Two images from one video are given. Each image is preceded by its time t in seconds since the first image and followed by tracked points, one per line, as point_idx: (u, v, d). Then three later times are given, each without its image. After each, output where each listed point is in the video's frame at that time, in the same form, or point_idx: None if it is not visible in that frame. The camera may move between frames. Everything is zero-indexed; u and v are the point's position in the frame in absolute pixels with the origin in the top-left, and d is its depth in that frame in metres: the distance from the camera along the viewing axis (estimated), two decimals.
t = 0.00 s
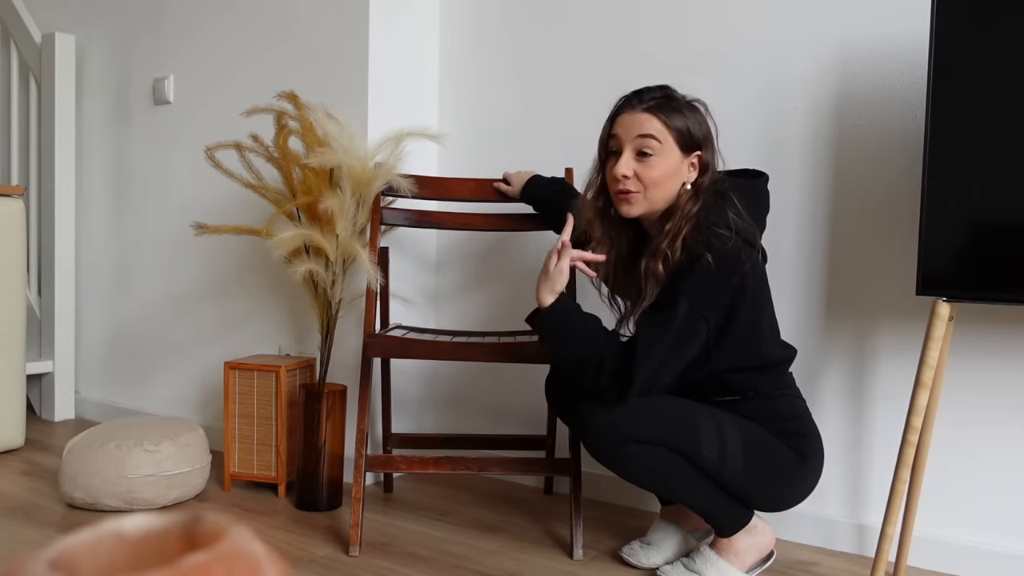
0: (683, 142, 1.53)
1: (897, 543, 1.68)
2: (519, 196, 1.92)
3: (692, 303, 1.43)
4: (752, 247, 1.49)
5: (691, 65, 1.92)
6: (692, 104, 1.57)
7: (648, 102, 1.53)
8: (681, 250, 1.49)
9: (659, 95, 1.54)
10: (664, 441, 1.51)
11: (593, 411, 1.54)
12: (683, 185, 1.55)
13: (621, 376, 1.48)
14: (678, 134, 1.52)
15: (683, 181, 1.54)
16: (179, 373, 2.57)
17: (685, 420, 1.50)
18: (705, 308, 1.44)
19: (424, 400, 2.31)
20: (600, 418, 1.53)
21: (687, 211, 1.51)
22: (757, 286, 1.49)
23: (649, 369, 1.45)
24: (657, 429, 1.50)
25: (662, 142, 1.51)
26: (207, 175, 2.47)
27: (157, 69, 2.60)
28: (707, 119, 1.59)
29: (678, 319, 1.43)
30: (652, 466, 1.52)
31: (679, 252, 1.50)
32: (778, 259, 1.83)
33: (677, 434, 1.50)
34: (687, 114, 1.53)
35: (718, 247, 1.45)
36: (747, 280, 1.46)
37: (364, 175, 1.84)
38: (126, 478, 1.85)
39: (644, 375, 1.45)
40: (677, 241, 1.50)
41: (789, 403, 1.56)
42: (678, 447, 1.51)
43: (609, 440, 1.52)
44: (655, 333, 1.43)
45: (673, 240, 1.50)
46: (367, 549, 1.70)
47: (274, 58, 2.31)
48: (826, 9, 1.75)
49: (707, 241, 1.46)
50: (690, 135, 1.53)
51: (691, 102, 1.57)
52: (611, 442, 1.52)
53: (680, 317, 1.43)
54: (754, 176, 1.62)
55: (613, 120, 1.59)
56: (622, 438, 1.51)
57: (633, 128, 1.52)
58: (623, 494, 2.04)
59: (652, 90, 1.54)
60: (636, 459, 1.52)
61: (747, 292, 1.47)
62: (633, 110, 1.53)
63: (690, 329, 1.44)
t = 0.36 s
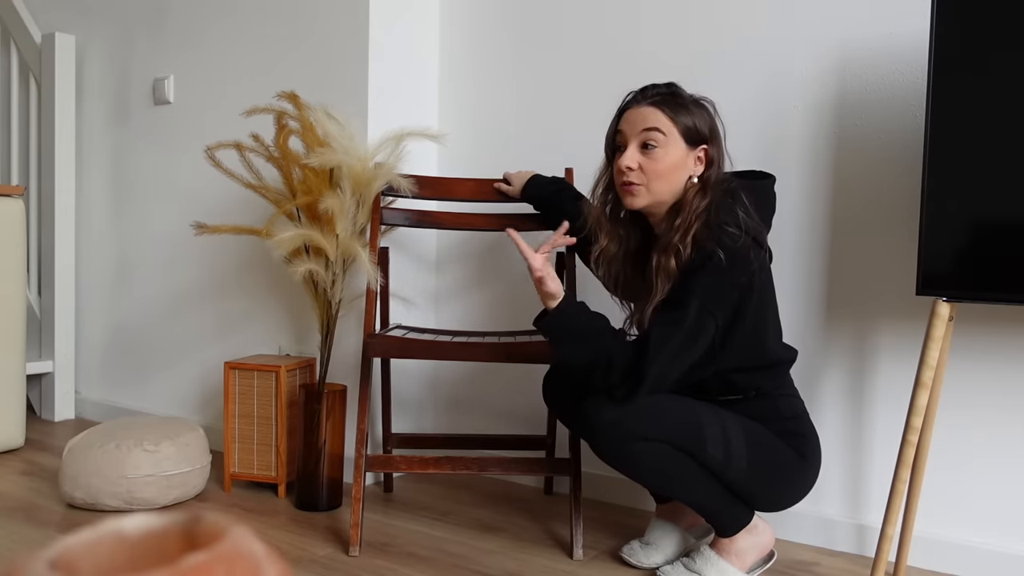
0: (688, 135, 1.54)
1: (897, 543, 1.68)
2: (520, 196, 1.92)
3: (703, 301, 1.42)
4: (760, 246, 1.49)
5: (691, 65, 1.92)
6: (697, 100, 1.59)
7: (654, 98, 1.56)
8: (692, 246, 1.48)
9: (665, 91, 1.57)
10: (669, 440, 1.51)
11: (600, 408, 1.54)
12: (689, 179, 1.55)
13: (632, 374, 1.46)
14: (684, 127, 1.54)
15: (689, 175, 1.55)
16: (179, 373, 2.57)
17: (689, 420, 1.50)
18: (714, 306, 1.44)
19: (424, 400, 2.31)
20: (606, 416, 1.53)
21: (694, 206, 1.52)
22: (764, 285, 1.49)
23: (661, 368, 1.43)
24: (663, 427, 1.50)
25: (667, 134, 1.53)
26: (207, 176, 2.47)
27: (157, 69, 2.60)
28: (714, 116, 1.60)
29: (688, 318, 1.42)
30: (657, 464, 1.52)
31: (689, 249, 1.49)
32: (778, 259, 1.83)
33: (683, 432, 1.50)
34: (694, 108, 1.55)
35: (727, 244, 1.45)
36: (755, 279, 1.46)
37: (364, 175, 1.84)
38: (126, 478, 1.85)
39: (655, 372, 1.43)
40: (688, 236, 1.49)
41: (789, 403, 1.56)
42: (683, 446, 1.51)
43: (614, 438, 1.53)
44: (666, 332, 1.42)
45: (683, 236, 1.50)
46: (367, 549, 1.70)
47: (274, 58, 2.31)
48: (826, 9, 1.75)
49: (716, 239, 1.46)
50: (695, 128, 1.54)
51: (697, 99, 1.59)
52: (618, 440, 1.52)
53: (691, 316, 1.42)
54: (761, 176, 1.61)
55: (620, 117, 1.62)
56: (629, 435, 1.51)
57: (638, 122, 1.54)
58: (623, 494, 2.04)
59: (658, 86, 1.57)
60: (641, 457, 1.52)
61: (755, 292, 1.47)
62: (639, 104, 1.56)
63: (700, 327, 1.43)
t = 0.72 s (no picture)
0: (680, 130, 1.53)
1: (897, 543, 1.68)
2: (520, 196, 1.92)
3: (709, 300, 1.43)
4: (767, 248, 1.49)
5: (691, 65, 1.92)
6: (695, 93, 1.57)
7: (646, 96, 1.56)
8: (700, 247, 1.48)
9: (654, 91, 1.56)
10: (674, 440, 1.51)
11: (603, 407, 1.54)
12: (687, 174, 1.55)
13: (636, 374, 1.45)
14: (673, 122, 1.52)
15: (687, 170, 1.54)
16: (179, 373, 2.58)
17: (693, 421, 1.50)
18: (721, 305, 1.44)
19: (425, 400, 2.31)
20: (611, 416, 1.53)
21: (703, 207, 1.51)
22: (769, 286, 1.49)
23: (666, 367, 1.43)
24: (668, 427, 1.50)
25: (657, 134, 1.53)
26: (207, 175, 2.47)
27: (157, 69, 2.60)
28: (718, 105, 1.57)
29: (695, 317, 1.42)
30: (662, 463, 1.52)
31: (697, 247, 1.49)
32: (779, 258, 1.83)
33: (687, 433, 1.50)
34: (687, 103, 1.53)
35: (736, 244, 1.45)
36: (761, 280, 1.45)
37: (364, 175, 1.84)
38: (126, 478, 1.85)
39: (659, 372, 1.43)
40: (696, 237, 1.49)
41: (789, 403, 1.56)
42: (689, 447, 1.51)
43: (619, 438, 1.52)
44: (673, 330, 1.42)
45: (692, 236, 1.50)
46: (367, 549, 1.70)
47: (274, 58, 2.31)
48: (826, 8, 1.75)
49: (725, 240, 1.46)
50: (688, 123, 1.52)
51: (695, 91, 1.57)
52: (623, 440, 1.52)
53: (697, 315, 1.42)
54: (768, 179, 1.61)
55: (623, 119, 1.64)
56: (634, 435, 1.51)
57: (629, 124, 1.56)
58: (623, 494, 2.04)
59: (651, 85, 1.57)
60: (645, 456, 1.52)
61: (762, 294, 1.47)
62: (631, 106, 1.57)
63: (706, 326, 1.43)
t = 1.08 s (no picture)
0: (659, 129, 1.54)
1: (897, 543, 1.68)
2: (520, 196, 1.92)
3: (705, 297, 1.43)
4: (766, 247, 1.49)
5: (691, 65, 1.92)
6: (691, 91, 1.56)
7: (633, 99, 1.59)
8: (693, 248, 1.48)
9: (646, 89, 1.58)
10: (674, 441, 1.51)
11: (603, 407, 1.54)
12: (672, 173, 1.55)
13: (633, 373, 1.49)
14: (652, 122, 1.54)
15: (671, 169, 1.55)
16: (179, 373, 2.58)
17: (693, 421, 1.50)
18: (719, 304, 1.44)
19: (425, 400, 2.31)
20: (610, 416, 1.52)
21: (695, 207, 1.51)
22: (768, 286, 1.48)
23: (664, 365, 1.45)
24: (667, 427, 1.50)
25: (637, 134, 1.55)
26: (208, 176, 2.47)
27: (157, 69, 2.60)
28: (711, 101, 1.55)
29: (691, 314, 1.43)
30: (662, 464, 1.52)
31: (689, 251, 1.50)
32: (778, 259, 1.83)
33: (687, 434, 1.50)
34: (667, 101, 1.53)
35: (731, 242, 1.45)
36: (758, 277, 1.46)
37: (364, 174, 1.84)
38: (126, 478, 1.85)
39: (656, 369, 1.46)
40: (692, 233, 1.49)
41: (790, 403, 1.56)
42: (688, 448, 1.51)
43: (619, 439, 1.52)
44: (670, 327, 1.44)
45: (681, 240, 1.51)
46: (367, 549, 1.70)
47: (274, 58, 2.31)
48: (827, 9, 1.75)
49: (719, 241, 1.46)
50: (667, 123, 1.52)
51: (685, 88, 1.56)
52: (622, 441, 1.52)
53: (694, 312, 1.43)
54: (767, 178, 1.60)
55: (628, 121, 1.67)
56: (633, 435, 1.51)
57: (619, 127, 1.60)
58: (623, 494, 2.04)
59: (641, 86, 1.59)
60: (645, 457, 1.52)
61: (758, 293, 1.47)
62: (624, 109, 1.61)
63: (704, 324, 1.44)
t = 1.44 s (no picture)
0: (646, 138, 1.51)
1: (897, 543, 1.68)
2: (520, 196, 1.92)
3: (714, 300, 1.45)
4: (774, 252, 1.51)
5: (691, 65, 1.92)
6: (670, 92, 1.52)
7: (620, 110, 1.57)
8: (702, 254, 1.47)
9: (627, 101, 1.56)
10: (675, 441, 1.51)
11: (603, 407, 1.54)
12: (667, 179, 1.52)
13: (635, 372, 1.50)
14: (638, 133, 1.51)
15: (665, 176, 1.52)
16: (180, 373, 2.58)
17: (694, 422, 1.50)
18: (726, 307, 1.46)
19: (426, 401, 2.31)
20: (610, 417, 1.52)
21: (696, 209, 1.49)
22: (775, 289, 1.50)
23: (667, 367, 1.48)
24: (668, 427, 1.50)
25: (627, 148, 1.53)
26: (207, 175, 2.47)
27: (157, 69, 2.60)
28: (696, 100, 1.51)
29: (699, 318, 1.45)
30: (663, 464, 1.52)
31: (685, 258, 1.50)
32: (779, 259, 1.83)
33: (688, 434, 1.50)
34: (650, 108, 1.50)
35: (740, 247, 1.46)
36: (767, 283, 1.47)
37: (364, 174, 1.84)
38: (126, 478, 1.85)
39: (659, 369, 1.48)
40: (702, 238, 1.47)
41: (790, 404, 1.56)
42: (688, 448, 1.51)
43: (619, 439, 1.52)
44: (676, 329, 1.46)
45: (680, 246, 1.50)
46: (367, 549, 1.70)
47: (274, 58, 2.31)
48: (826, 9, 1.75)
49: (728, 247, 1.46)
50: (651, 132, 1.49)
51: (667, 89, 1.52)
52: (623, 440, 1.52)
53: (702, 315, 1.45)
54: (776, 181, 1.61)
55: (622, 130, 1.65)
56: (634, 434, 1.51)
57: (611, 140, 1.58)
58: (623, 494, 2.04)
59: (626, 95, 1.57)
60: (646, 457, 1.52)
61: (761, 297, 1.47)
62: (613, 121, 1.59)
63: (709, 328, 1.46)
